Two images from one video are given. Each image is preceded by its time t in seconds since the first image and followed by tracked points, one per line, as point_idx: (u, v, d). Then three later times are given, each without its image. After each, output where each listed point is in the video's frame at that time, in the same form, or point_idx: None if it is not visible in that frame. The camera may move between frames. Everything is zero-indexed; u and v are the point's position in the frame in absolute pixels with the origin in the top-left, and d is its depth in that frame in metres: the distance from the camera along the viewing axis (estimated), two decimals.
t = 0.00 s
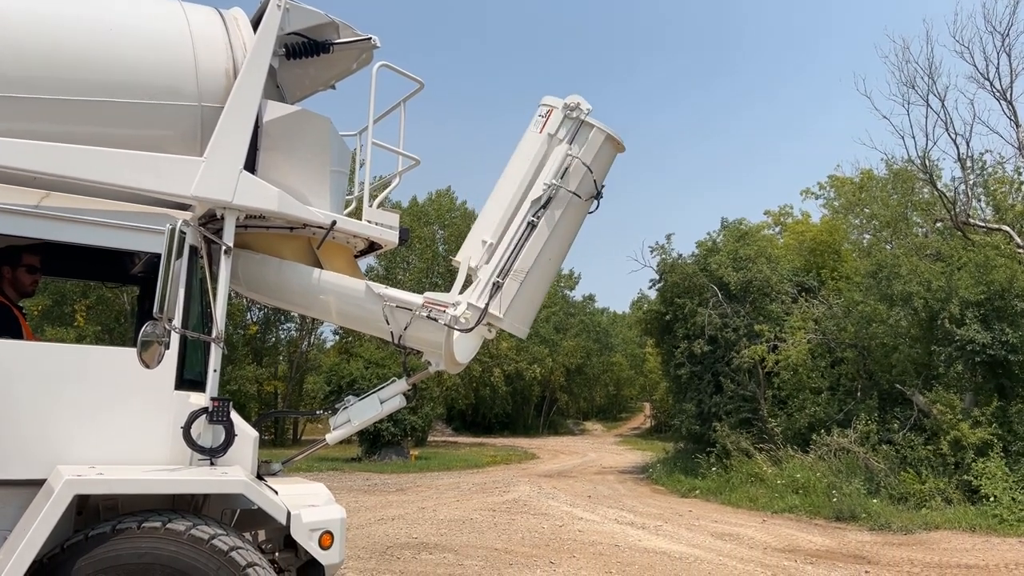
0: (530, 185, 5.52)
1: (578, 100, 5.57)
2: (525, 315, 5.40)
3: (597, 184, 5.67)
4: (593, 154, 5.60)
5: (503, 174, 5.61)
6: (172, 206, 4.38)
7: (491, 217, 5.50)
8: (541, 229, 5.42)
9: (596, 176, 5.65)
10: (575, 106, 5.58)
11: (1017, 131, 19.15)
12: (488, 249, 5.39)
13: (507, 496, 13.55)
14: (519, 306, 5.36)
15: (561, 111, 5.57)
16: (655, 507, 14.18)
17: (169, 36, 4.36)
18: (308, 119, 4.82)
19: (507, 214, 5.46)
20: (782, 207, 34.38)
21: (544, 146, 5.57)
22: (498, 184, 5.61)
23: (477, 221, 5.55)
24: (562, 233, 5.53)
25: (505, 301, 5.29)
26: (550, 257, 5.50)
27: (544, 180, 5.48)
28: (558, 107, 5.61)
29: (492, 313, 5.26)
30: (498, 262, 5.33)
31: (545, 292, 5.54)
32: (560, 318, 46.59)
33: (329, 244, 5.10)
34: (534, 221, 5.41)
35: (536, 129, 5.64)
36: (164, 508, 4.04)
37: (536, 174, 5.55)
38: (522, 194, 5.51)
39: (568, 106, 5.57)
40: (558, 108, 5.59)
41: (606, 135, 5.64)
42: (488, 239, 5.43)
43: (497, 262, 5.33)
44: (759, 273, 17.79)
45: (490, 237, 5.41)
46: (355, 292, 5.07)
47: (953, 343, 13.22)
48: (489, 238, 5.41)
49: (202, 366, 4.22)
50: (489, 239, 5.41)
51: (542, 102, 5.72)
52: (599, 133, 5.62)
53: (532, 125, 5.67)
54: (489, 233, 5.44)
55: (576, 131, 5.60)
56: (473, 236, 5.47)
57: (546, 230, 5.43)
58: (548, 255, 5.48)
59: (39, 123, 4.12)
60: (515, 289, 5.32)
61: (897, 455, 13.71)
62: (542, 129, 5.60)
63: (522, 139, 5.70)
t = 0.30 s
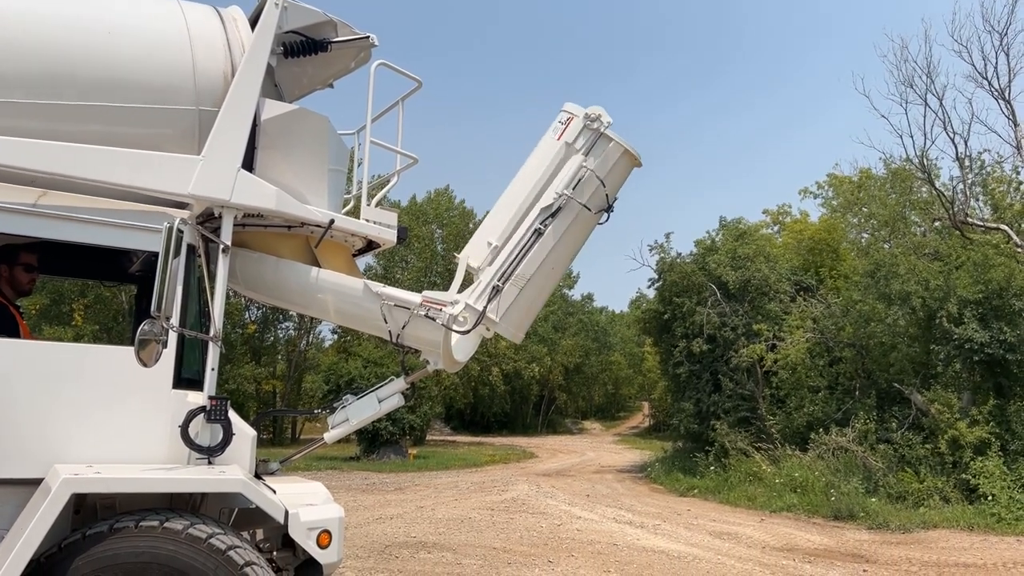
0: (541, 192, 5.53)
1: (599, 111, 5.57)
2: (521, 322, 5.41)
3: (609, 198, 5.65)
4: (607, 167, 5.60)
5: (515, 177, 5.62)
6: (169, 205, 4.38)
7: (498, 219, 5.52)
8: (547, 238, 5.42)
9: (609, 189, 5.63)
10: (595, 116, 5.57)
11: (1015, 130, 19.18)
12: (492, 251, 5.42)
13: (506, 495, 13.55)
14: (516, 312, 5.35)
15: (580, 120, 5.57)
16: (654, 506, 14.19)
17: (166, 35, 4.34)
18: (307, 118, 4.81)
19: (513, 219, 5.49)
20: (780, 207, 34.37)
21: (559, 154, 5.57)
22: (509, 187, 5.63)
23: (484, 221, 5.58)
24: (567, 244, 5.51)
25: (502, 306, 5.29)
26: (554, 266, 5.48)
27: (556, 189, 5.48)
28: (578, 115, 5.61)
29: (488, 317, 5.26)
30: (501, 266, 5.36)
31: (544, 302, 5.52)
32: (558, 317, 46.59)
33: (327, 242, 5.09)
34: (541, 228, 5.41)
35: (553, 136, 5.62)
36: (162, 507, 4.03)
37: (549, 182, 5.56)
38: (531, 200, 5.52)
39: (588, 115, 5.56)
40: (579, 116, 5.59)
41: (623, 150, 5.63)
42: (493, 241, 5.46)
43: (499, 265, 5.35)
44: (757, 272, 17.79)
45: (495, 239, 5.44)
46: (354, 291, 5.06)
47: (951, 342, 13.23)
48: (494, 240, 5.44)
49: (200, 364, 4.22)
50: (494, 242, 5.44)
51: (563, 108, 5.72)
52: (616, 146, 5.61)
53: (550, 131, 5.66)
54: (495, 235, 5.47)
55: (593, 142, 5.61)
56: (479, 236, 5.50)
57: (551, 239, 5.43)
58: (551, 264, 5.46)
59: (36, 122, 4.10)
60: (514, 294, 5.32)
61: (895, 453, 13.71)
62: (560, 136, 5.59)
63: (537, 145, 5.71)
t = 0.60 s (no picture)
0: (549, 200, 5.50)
1: (617, 125, 5.54)
2: (517, 328, 5.38)
3: (618, 212, 5.61)
4: (620, 182, 5.54)
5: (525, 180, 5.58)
6: (167, 203, 4.37)
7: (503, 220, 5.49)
8: (551, 247, 5.38)
9: (619, 204, 5.57)
10: (613, 129, 5.54)
11: (1012, 129, 19.23)
12: (494, 253, 5.39)
13: (503, 494, 13.56)
14: (512, 317, 5.32)
15: (597, 130, 5.53)
16: (651, 505, 14.21)
17: (164, 35, 4.33)
18: (305, 116, 4.81)
19: (519, 222, 5.45)
20: (778, 206, 34.37)
21: (572, 163, 5.54)
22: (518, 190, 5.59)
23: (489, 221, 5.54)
24: (570, 254, 5.47)
25: (498, 310, 5.27)
26: (555, 275, 5.44)
27: (565, 198, 5.44)
28: (596, 124, 5.57)
29: (484, 321, 5.23)
30: (502, 269, 5.33)
31: (540, 311, 5.48)
32: (556, 316, 46.57)
33: (325, 241, 5.09)
34: (545, 236, 5.37)
35: (568, 144, 5.58)
36: (158, 505, 4.02)
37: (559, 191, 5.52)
38: (539, 207, 5.49)
39: (605, 128, 5.52)
40: (596, 126, 5.55)
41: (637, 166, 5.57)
42: (496, 242, 5.43)
43: (500, 268, 5.32)
44: (755, 271, 17.79)
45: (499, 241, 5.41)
46: (352, 289, 5.05)
47: (948, 340, 13.24)
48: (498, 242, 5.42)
49: (197, 363, 4.21)
50: (497, 243, 5.42)
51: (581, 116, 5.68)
52: (631, 161, 5.55)
53: (566, 137, 5.61)
54: (499, 237, 5.44)
55: (609, 155, 5.56)
56: (482, 236, 5.48)
57: (555, 248, 5.38)
58: (553, 272, 5.42)
59: (35, 120, 4.10)
60: (511, 300, 5.29)
61: (893, 452, 13.72)
62: (575, 145, 5.56)
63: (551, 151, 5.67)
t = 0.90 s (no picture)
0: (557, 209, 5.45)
1: (633, 141, 5.49)
2: (510, 331, 5.38)
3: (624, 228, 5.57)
4: (629, 198, 5.49)
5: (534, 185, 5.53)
6: (163, 201, 4.36)
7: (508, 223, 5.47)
8: (553, 256, 5.35)
9: (625, 220, 5.52)
10: (628, 144, 5.50)
11: (1007, 129, 19.29)
12: (496, 256, 5.38)
13: (500, 493, 13.55)
14: (506, 320, 5.32)
15: (612, 144, 5.49)
16: (648, 503, 14.23)
17: (161, 32, 4.32)
18: (302, 114, 4.80)
19: (524, 229, 5.42)
20: (775, 205, 34.40)
21: (583, 174, 5.50)
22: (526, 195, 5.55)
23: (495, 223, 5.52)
24: (572, 265, 5.44)
25: (493, 314, 5.25)
26: (555, 285, 5.41)
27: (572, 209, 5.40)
28: (611, 137, 5.53)
29: (479, 323, 5.22)
30: (502, 273, 5.30)
31: (535, 317, 5.47)
32: (553, 316, 46.58)
33: (321, 239, 5.08)
34: (549, 245, 5.34)
35: (582, 154, 5.54)
36: (154, 503, 4.02)
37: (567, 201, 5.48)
38: (545, 214, 5.44)
39: (621, 142, 5.48)
40: (611, 139, 5.52)
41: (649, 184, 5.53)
42: (499, 245, 5.41)
43: (501, 272, 5.30)
44: (752, 271, 17.79)
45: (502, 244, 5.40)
46: (349, 288, 5.04)
47: (944, 340, 13.28)
48: (501, 245, 5.40)
49: (193, 361, 4.19)
50: (501, 246, 5.40)
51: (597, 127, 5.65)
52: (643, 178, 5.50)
53: (581, 147, 5.57)
54: (503, 240, 5.42)
55: (621, 170, 5.52)
56: (486, 238, 5.46)
57: (557, 258, 5.35)
58: (553, 281, 5.39)
59: (32, 116, 4.09)
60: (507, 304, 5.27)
61: (888, 451, 13.75)
62: (589, 156, 5.52)
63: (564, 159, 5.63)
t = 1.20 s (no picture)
0: (562, 218, 5.40)
1: (645, 159, 5.41)
2: (502, 335, 5.34)
3: (626, 245, 5.50)
4: (635, 215, 5.41)
5: (541, 193, 5.49)
6: (158, 198, 4.35)
7: (511, 227, 5.43)
8: (553, 266, 5.29)
9: (629, 237, 5.45)
10: (640, 162, 5.41)
11: (1001, 128, 19.37)
12: (495, 259, 5.35)
13: (495, 491, 13.55)
14: (499, 325, 5.27)
15: (624, 160, 5.41)
16: (643, 502, 14.25)
17: (154, 27, 4.30)
18: (298, 112, 4.79)
19: (527, 235, 5.38)
20: (770, 204, 34.45)
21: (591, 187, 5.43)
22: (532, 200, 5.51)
23: (498, 225, 5.50)
24: (570, 277, 5.39)
25: (486, 317, 5.20)
26: (551, 294, 5.36)
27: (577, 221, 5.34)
28: (624, 151, 5.44)
29: (471, 325, 5.18)
30: (500, 277, 5.25)
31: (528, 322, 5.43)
32: (549, 314, 46.60)
33: (317, 237, 5.08)
34: (550, 255, 5.28)
35: (593, 166, 5.47)
36: (149, 501, 4.01)
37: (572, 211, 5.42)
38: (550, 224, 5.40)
39: (633, 158, 5.40)
40: (624, 154, 5.43)
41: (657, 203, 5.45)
42: (501, 248, 5.38)
43: (499, 276, 5.25)
44: (747, 269, 17.82)
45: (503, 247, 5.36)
46: (345, 286, 5.03)
47: (938, 338, 13.32)
48: (503, 248, 5.37)
49: (188, 359, 4.19)
50: (502, 250, 5.37)
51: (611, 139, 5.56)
52: (651, 198, 5.42)
53: (593, 159, 5.49)
54: (504, 244, 5.39)
55: (631, 187, 5.43)
56: (488, 240, 5.44)
57: (557, 268, 5.30)
58: (550, 291, 5.34)
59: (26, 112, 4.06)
60: (502, 309, 5.22)
61: (883, 449, 13.80)
62: (599, 169, 5.45)
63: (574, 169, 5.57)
